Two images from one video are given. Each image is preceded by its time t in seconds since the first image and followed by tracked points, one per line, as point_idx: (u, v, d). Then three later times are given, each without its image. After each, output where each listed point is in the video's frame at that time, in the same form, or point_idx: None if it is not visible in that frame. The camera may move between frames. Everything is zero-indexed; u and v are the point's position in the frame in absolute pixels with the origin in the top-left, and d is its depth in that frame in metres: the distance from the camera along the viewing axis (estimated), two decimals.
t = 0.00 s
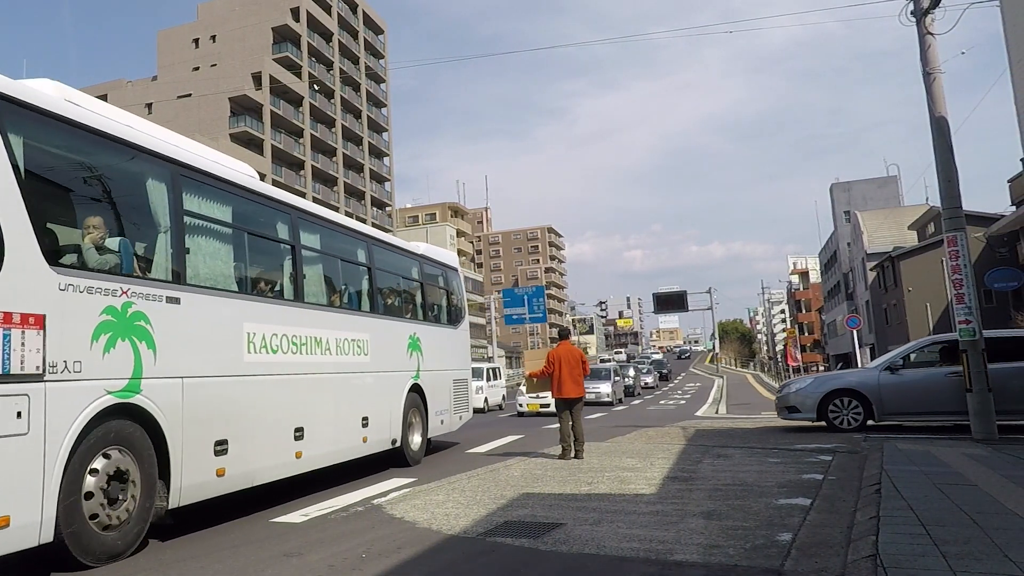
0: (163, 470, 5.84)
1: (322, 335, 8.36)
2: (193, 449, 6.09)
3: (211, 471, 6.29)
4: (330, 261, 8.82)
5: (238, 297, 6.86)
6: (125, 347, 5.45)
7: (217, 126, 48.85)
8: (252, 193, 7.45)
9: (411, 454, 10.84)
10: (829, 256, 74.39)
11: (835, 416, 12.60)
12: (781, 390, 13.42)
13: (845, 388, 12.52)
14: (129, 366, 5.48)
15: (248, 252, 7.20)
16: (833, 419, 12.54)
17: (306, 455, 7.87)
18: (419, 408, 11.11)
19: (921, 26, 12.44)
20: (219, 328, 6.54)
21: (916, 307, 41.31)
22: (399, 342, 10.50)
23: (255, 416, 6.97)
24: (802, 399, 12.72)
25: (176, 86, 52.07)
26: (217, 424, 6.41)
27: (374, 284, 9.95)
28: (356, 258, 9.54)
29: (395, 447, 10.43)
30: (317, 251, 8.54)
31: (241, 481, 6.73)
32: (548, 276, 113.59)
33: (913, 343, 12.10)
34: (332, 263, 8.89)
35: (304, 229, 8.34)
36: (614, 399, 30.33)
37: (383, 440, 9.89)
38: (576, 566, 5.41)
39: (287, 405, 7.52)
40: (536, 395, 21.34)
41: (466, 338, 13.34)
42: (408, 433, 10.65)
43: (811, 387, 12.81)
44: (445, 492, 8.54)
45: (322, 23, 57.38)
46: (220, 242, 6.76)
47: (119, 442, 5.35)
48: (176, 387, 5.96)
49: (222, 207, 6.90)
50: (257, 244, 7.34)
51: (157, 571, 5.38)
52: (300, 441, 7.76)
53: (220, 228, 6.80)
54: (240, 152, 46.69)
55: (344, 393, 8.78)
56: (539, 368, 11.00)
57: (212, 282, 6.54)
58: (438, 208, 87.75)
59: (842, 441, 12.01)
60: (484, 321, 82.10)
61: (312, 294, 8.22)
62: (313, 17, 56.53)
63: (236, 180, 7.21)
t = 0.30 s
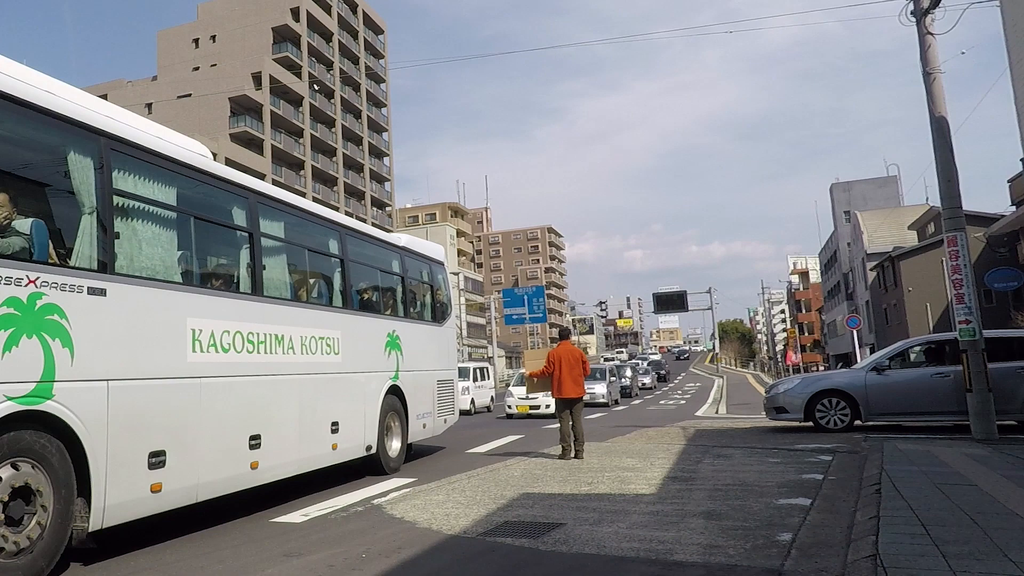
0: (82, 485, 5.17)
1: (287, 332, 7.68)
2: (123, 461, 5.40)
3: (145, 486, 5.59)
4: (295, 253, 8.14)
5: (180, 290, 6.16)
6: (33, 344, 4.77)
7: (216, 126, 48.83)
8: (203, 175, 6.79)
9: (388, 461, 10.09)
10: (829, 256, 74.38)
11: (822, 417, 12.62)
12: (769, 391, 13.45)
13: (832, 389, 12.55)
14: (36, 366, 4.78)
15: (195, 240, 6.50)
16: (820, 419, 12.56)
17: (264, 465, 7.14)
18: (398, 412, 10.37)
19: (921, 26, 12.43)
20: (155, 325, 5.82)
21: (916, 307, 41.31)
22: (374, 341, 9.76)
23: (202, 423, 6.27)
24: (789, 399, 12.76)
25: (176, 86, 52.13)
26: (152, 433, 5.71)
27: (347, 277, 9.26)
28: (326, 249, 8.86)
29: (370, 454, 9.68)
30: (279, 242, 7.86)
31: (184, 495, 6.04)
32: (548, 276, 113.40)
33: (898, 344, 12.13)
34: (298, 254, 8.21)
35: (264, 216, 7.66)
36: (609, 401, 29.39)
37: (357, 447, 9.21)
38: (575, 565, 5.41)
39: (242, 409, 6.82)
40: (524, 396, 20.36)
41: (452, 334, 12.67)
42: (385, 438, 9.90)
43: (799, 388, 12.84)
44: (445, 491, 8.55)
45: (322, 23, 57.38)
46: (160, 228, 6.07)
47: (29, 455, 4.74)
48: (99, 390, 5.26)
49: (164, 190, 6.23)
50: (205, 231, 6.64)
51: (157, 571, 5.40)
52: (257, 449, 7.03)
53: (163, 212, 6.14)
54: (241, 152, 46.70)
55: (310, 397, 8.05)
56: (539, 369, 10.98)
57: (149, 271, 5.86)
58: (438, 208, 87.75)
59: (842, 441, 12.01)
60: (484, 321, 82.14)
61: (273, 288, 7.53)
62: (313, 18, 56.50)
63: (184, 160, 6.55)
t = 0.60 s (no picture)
0: None
1: (247, 330, 6.96)
2: (49, 475, 4.76)
3: (69, 504, 4.89)
4: (258, 242, 7.42)
5: (116, 280, 5.45)
6: None
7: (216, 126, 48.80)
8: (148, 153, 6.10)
9: (364, 467, 9.41)
10: (829, 256, 74.39)
11: (809, 418, 12.63)
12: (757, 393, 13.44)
13: (819, 390, 12.57)
14: None
15: (137, 224, 5.81)
16: (807, 420, 12.55)
17: (217, 477, 6.43)
18: (377, 415, 9.67)
19: (921, 25, 12.42)
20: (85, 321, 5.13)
21: (916, 307, 41.32)
22: (350, 339, 9.02)
23: (139, 432, 5.55)
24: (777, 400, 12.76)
25: (176, 86, 52.18)
26: (76, 445, 4.97)
27: (318, 270, 8.53)
28: (295, 239, 8.14)
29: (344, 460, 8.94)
30: (240, 230, 7.15)
31: (121, 512, 5.37)
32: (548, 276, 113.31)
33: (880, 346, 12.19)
34: (263, 244, 7.51)
35: (222, 201, 6.96)
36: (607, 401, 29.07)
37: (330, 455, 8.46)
38: (574, 565, 5.41)
39: (190, 415, 6.10)
40: (514, 397, 19.97)
41: (438, 330, 11.93)
42: (361, 444, 9.20)
43: (786, 388, 12.87)
44: (446, 491, 8.55)
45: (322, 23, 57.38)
46: (93, 211, 5.40)
47: None
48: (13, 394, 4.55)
49: (100, 167, 5.55)
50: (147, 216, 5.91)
51: (159, 571, 5.40)
52: (209, 459, 6.31)
53: (96, 194, 5.43)
54: (241, 152, 46.67)
55: (275, 401, 7.33)
56: (538, 368, 10.99)
57: (76, 258, 5.15)
58: (438, 208, 87.79)
59: (842, 441, 12.00)
60: (484, 321, 82.18)
61: (231, 280, 6.83)
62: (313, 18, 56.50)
63: (126, 133, 5.86)
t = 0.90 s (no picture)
0: None
1: (205, 327, 6.25)
2: None
3: None
4: (220, 231, 6.71)
5: (45, 268, 4.75)
6: None
7: (216, 126, 48.79)
8: (102, 130, 5.50)
9: (342, 475, 8.73)
10: (830, 256, 74.39)
11: (799, 418, 12.66)
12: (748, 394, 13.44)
13: (809, 390, 12.58)
14: None
15: (72, 207, 5.10)
16: (797, 420, 12.58)
17: (169, 487, 5.71)
18: (356, 419, 8.98)
19: (921, 25, 12.42)
20: None
21: (916, 307, 41.30)
22: (326, 337, 8.31)
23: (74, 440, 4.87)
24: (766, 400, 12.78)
25: (176, 86, 52.22)
26: None
27: (290, 263, 7.80)
28: (264, 229, 7.42)
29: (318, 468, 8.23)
30: (200, 217, 6.44)
31: (50, 529, 4.70)
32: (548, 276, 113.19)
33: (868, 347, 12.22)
34: (225, 234, 6.80)
35: (177, 185, 6.25)
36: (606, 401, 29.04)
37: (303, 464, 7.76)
38: (575, 566, 5.41)
39: (138, 421, 5.42)
40: (502, 397, 19.23)
41: (424, 329, 11.23)
42: (337, 449, 8.49)
43: (776, 389, 12.91)
44: (446, 492, 8.54)
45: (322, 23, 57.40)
46: (20, 191, 4.72)
47: None
48: None
49: (31, 144, 4.87)
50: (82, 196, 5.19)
51: (158, 571, 5.40)
52: (159, 468, 5.60)
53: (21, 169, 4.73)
54: (240, 152, 46.66)
55: (238, 405, 6.62)
56: (539, 368, 10.99)
57: None
58: (438, 208, 87.81)
59: (842, 441, 11.99)
60: (484, 321, 82.17)
61: (186, 271, 6.12)
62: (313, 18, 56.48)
63: (64, 108, 5.18)
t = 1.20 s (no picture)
0: None
1: (164, 323, 5.77)
2: None
3: None
4: (181, 219, 6.23)
5: None
6: None
7: (216, 126, 48.79)
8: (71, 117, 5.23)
9: (320, 481, 8.28)
10: (830, 256, 74.40)
11: (793, 418, 12.67)
12: (742, 396, 13.46)
13: (802, 391, 12.60)
14: None
15: (8, 191, 4.64)
16: (790, 420, 12.58)
17: (119, 498, 5.18)
18: (336, 421, 8.53)
19: (921, 26, 12.42)
20: None
21: (917, 307, 41.30)
22: (303, 336, 7.81)
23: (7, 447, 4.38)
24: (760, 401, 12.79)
25: (176, 86, 52.27)
26: None
27: (263, 254, 7.32)
28: (234, 218, 6.96)
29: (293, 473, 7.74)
30: (159, 204, 5.97)
31: None
32: (548, 276, 113.11)
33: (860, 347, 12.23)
34: (189, 223, 6.33)
35: (135, 169, 5.79)
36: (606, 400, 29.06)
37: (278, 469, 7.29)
38: (573, 565, 5.41)
39: (88, 424, 4.94)
40: (492, 399, 18.89)
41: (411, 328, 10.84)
42: (315, 454, 8.04)
43: (770, 389, 12.94)
44: (446, 492, 8.54)
45: (322, 23, 57.39)
46: None
47: None
48: None
49: None
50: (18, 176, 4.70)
51: (157, 572, 5.39)
52: (108, 477, 5.10)
53: None
54: (240, 152, 46.65)
55: (200, 407, 6.12)
56: (539, 368, 10.99)
57: None
58: (438, 208, 87.84)
59: (842, 441, 11.99)
60: (484, 321, 82.16)
61: (142, 262, 5.65)
62: (313, 18, 56.46)
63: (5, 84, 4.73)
